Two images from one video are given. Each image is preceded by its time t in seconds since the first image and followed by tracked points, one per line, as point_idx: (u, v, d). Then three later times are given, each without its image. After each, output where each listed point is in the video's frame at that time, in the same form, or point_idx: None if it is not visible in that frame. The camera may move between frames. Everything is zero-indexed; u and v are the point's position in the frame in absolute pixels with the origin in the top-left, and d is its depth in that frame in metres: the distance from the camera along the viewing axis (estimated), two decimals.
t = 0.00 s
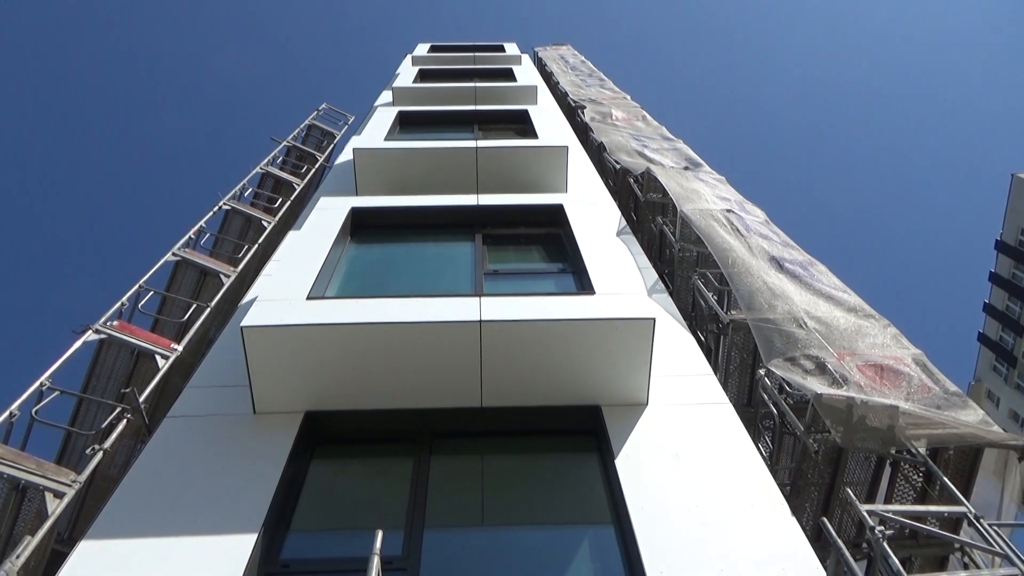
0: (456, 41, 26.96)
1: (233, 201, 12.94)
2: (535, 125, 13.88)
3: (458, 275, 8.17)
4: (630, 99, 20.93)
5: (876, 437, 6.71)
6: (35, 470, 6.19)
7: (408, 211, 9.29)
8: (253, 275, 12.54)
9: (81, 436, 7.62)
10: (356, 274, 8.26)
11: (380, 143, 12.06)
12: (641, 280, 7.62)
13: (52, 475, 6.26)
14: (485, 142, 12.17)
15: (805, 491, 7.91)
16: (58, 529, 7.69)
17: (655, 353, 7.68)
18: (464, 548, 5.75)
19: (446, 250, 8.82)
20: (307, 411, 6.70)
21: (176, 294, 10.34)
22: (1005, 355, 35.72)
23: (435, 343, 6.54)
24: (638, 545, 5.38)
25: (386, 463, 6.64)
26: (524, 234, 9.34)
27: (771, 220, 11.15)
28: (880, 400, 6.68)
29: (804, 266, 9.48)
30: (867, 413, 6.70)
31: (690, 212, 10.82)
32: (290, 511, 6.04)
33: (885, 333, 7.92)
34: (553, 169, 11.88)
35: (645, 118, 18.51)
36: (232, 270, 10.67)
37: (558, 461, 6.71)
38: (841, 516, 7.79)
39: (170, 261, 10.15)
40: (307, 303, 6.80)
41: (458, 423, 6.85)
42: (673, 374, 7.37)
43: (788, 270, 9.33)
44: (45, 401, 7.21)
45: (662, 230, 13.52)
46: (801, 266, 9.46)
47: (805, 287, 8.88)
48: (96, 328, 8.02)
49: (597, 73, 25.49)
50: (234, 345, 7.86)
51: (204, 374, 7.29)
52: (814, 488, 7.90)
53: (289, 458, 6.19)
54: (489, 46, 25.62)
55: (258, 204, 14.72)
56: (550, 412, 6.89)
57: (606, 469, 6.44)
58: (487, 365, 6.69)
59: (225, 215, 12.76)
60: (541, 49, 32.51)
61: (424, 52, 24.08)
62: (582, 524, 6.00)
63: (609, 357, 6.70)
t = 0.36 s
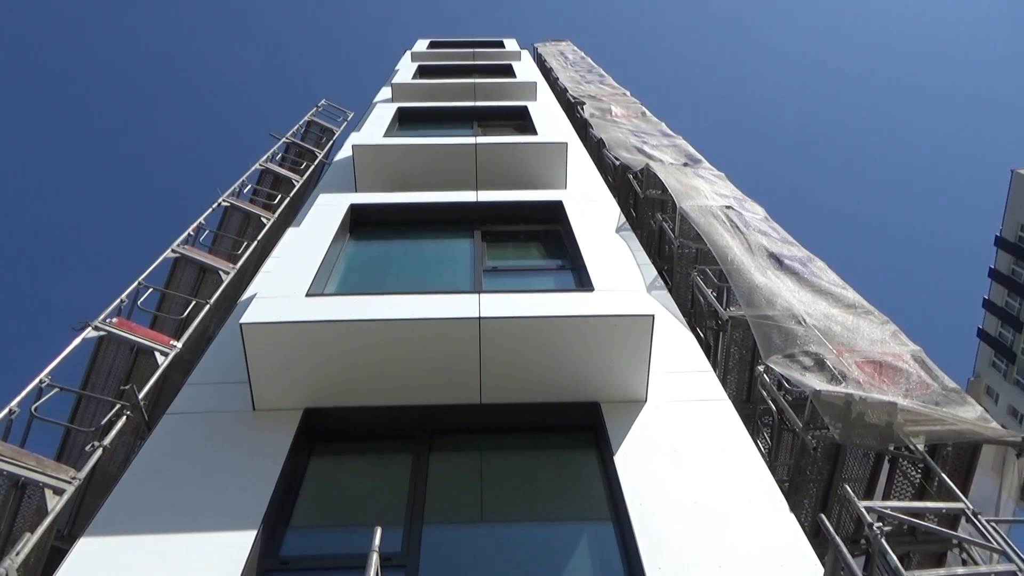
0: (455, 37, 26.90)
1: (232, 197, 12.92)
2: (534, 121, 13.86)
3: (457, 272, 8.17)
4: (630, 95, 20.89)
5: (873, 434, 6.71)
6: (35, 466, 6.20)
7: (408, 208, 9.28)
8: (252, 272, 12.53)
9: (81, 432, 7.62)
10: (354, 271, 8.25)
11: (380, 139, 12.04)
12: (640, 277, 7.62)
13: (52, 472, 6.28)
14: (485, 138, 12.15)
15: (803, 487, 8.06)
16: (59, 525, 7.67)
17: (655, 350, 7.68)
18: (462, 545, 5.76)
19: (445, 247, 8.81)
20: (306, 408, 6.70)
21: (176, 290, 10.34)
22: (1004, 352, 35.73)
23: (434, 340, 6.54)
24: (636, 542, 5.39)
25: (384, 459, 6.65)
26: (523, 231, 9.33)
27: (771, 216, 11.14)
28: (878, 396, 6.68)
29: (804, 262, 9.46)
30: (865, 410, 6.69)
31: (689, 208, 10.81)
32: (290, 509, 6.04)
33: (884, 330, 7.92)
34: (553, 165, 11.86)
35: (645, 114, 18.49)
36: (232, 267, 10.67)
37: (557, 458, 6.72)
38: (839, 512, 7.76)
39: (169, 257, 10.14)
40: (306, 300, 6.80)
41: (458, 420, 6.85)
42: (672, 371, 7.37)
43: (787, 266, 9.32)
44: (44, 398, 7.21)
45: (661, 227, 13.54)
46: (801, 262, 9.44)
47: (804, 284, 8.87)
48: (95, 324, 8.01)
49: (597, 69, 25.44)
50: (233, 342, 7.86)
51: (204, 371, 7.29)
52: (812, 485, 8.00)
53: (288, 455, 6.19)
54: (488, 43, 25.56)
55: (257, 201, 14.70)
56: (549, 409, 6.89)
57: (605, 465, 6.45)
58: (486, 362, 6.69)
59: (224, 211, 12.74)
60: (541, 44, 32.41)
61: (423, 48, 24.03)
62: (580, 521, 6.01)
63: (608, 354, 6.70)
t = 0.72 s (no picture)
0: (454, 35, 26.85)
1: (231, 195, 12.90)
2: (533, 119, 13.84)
3: (456, 270, 8.16)
4: (629, 93, 20.86)
5: (872, 431, 6.71)
6: (34, 465, 6.19)
7: (407, 206, 9.27)
8: (251, 270, 12.52)
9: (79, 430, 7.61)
10: (353, 270, 8.24)
11: (379, 137, 12.03)
12: (639, 275, 7.62)
13: (51, 470, 6.27)
14: (483, 136, 12.14)
15: (802, 485, 8.07)
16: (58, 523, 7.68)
17: (654, 348, 7.67)
18: (461, 543, 5.76)
19: (444, 245, 8.81)
20: (305, 406, 6.70)
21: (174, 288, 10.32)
22: (1003, 349, 35.77)
23: (432, 338, 6.55)
24: (634, 539, 5.40)
25: (383, 457, 6.65)
26: (522, 228, 9.33)
27: (770, 214, 11.13)
28: (877, 394, 6.68)
29: (803, 260, 9.45)
30: (863, 407, 6.70)
31: (688, 206, 10.81)
32: (289, 506, 6.05)
33: (882, 328, 7.92)
34: (551, 163, 11.86)
35: (644, 111, 18.48)
36: (231, 265, 10.67)
37: (555, 455, 6.73)
38: (838, 509, 7.79)
39: (168, 255, 10.13)
40: (305, 298, 6.79)
41: (457, 418, 6.85)
42: (670, 369, 7.37)
43: (786, 264, 9.31)
44: (43, 396, 7.20)
45: (660, 225, 13.56)
46: (800, 260, 9.43)
47: (802, 282, 8.87)
48: (94, 322, 8.01)
49: (596, 66, 25.41)
50: (232, 340, 7.85)
51: (202, 369, 7.29)
52: (811, 482, 8.00)
53: (286, 454, 6.19)
54: (487, 40, 25.51)
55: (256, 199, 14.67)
56: (548, 407, 6.89)
57: (603, 463, 6.46)
58: (484, 360, 6.69)
59: (223, 209, 12.72)
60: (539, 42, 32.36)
61: (422, 45, 23.99)
62: (579, 518, 6.02)
63: (606, 352, 6.71)
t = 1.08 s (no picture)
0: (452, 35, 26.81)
1: (229, 196, 12.89)
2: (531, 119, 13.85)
3: (454, 270, 8.17)
4: (626, 92, 20.86)
5: (870, 431, 6.72)
6: (32, 466, 6.19)
7: (404, 206, 9.27)
8: (249, 271, 12.51)
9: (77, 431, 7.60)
10: (352, 270, 8.25)
11: (377, 137, 12.03)
12: (637, 275, 7.63)
13: (49, 471, 6.27)
14: (481, 136, 12.14)
15: (801, 484, 8.14)
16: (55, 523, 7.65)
17: (652, 348, 7.68)
18: (460, 542, 5.77)
19: (442, 246, 8.81)
20: (303, 407, 6.70)
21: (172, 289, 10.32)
22: (1000, 349, 35.83)
23: (430, 338, 6.55)
24: (632, 539, 5.41)
25: (381, 457, 6.65)
26: (520, 229, 9.33)
27: (768, 214, 11.14)
28: (874, 394, 6.69)
29: (801, 259, 9.46)
30: (861, 407, 6.71)
31: (686, 206, 10.82)
32: (287, 507, 6.05)
33: (880, 327, 7.94)
34: (549, 163, 11.87)
35: (642, 111, 18.49)
36: (229, 266, 10.68)
37: (554, 455, 6.73)
38: (836, 509, 7.79)
39: (166, 256, 10.12)
40: (303, 299, 6.79)
41: (455, 418, 6.85)
42: (668, 369, 7.38)
43: (784, 263, 9.33)
44: (41, 397, 7.19)
45: (658, 225, 13.59)
46: (798, 259, 9.45)
47: (800, 281, 8.88)
48: (92, 323, 8.00)
49: (594, 66, 25.42)
50: (230, 340, 7.85)
51: (201, 369, 7.29)
52: (809, 481, 8.04)
53: (285, 454, 6.19)
54: (485, 40, 25.51)
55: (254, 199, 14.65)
56: (546, 407, 6.89)
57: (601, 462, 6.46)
58: (482, 360, 6.69)
59: (221, 209, 12.70)
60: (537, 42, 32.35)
61: (420, 45, 23.98)
62: (577, 518, 6.03)
63: (604, 352, 6.72)
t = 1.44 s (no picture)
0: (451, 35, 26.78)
1: (228, 195, 12.90)
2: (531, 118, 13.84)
3: (453, 270, 8.17)
4: (626, 92, 20.86)
5: (868, 431, 6.72)
6: (31, 465, 6.19)
7: (403, 206, 9.27)
8: (249, 271, 12.50)
9: (76, 431, 7.59)
10: (352, 269, 8.26)
11: (376, 137, 12.03)
12: (636, 275, 7.63)
13: (48, 471, 6.26)
14: (481, 135, 12.13)
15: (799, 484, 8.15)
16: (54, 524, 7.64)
17: (651, 348, 7.68)
18: (459, 543, 5.77)
19: (442, 245, 8.81)
20: (302, 407, 6.70)
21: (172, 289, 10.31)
22: (1000, 349, 35.84)
23: (430, 338, 6.55)
24: (631, 539, 5.41)
25: (380, 457, 6.65)
26: (519, 228, 9.33)
27: (768, 213, 11.15)
28: (874, 394, 6.69)
29: (800, 259, 9.46)
30: (861, 407, 6.71)
31: (686, 206, 10.81)
32: (286, 507, 6.05)
33: (879, 327, 7.94)
34: (549, 163, 11.87)
35: (641, 111, 18.49)
36: (228, 265, 10.68)
37: (553, 455, 6.73)
38: (835, 509, 7.82)
39: (165, 255, 10.12)
40: (302, 299, 6.79)
41: (453, 418, 6.86)
42: (668, 369, 7.39)
43: (784, 263, 9.33)
44: (41, 397, 7.19)
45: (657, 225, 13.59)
46: (797, 258, 9.45)
47: (800, 281, 8.88)
48: (91, 323, 8.00)
49: (594, 66, 25.41)
50: (228, 340, 7.85)
51: (200, 369, 7.29)
52: (808, 481, 8.05)
53: (283, 454, 6.19)
54: (484, 39, 25.50)
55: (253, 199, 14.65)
56: (545, 407, 6.90)
57: (600, 462, 6.47)
58: (482, 360, 6.69)
59: (220, 209, 12.69)
60: (537, 41, 32.37)
61: (419, 45, 23.97)
62: (576, 518, 6.03)
63: (604, 352, 6.72)
